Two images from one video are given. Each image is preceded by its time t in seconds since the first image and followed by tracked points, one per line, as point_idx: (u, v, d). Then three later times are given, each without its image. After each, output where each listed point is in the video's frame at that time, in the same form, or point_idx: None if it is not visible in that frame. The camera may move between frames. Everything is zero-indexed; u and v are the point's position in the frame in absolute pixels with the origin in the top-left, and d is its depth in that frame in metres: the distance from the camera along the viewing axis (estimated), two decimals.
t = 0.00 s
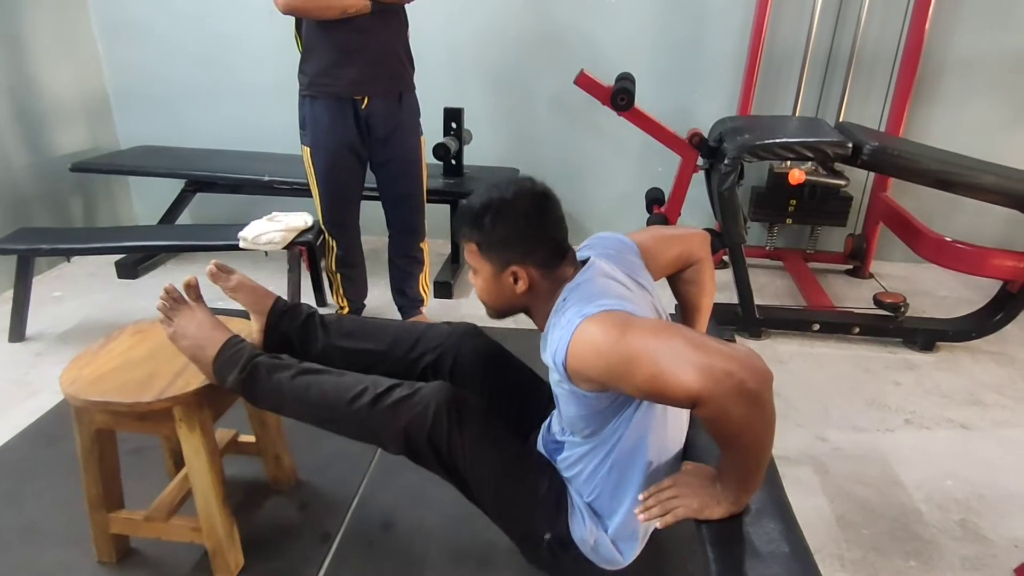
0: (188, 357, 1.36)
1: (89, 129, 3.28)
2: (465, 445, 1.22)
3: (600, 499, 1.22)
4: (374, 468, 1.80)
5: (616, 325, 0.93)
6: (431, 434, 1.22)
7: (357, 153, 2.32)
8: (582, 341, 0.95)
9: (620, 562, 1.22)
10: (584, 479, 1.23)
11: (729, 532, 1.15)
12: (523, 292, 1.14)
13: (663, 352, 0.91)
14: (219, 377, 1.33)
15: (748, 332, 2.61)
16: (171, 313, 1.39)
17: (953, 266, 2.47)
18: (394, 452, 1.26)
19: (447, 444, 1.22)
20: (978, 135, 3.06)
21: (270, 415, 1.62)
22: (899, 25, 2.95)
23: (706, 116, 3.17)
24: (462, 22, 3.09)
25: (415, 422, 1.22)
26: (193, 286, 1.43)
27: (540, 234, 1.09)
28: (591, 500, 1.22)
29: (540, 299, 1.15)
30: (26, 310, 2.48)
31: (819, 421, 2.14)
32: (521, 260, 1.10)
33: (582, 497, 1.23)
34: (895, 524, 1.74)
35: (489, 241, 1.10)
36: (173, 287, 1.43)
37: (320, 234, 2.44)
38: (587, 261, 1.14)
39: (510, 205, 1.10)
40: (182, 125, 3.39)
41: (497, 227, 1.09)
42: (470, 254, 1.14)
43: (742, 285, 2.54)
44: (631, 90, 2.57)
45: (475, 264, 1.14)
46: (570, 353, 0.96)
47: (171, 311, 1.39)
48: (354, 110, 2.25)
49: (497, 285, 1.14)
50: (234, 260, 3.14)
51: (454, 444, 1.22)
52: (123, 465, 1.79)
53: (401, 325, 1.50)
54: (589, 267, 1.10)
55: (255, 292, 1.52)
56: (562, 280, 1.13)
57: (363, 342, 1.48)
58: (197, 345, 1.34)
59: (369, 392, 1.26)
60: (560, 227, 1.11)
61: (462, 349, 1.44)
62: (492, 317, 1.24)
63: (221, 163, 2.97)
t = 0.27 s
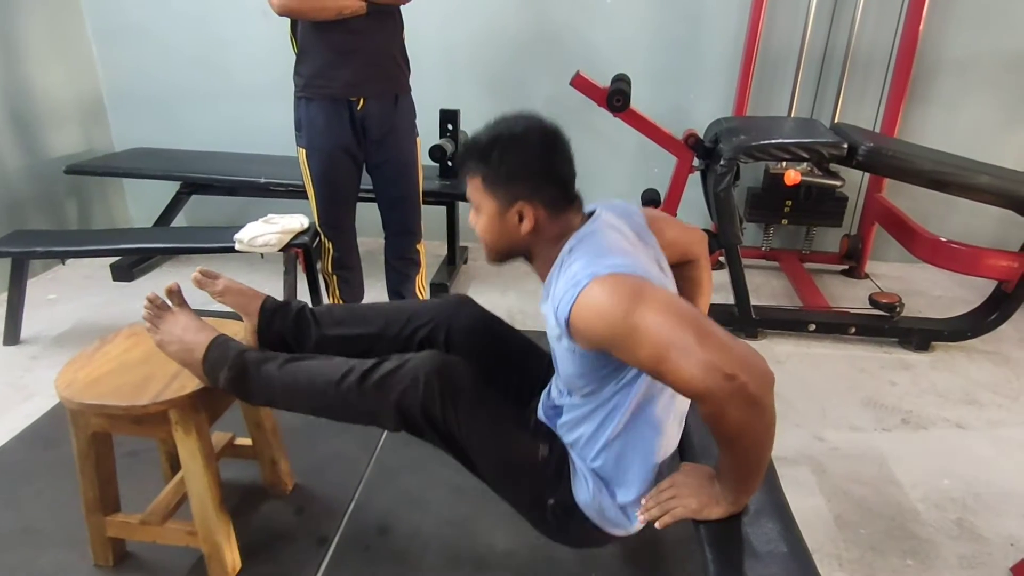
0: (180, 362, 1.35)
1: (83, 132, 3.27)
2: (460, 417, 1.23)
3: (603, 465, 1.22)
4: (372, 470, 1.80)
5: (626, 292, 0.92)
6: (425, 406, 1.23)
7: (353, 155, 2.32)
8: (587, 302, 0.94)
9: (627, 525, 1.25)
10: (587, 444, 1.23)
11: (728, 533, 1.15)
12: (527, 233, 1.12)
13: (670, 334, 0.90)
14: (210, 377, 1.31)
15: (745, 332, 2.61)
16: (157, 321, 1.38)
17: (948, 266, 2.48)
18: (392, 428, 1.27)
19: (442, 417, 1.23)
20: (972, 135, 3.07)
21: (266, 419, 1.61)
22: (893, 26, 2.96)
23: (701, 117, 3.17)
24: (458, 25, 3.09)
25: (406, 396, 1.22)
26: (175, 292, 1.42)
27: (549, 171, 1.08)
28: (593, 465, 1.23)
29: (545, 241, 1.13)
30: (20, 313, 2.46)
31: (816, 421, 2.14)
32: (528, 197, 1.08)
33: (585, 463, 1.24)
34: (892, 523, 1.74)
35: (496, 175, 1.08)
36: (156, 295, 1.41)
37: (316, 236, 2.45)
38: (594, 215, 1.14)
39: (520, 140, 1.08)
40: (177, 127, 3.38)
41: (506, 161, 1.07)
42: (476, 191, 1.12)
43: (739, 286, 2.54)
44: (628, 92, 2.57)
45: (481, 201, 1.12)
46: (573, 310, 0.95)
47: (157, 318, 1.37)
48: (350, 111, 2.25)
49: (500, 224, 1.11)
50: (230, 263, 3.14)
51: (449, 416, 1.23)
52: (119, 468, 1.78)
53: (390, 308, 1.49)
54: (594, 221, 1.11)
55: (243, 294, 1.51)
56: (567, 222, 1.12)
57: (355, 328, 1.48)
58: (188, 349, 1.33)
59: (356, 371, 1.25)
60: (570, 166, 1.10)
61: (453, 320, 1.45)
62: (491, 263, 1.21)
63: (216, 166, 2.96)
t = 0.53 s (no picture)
0: (174, 367, 1.34)
1: (78, 136, 3.26)
2: (451, 387, 1.22)
3: (605, 429, 1.21)
4: (368, 475, 1.80)
5: (637, 259, 0.93)
6: (415, 376, 1.21)
7: (349, 159, 2.32)
8: (596, 259, 0.95)
9: (634, 489, 1.24)
10: (589, 406, 1.23)
11: (725, 535, 1.16)
12: (550, 165, 1.10)
13: (671, 317, 0.91)
14: (203, 378, 1.30)
15: (741, 335, 2.62)
16: (149, 328, 1.38)
17: (942, 269, 2.49)
18: (387, 405, 1.27)
19: (433, 384, 1.21)
20: (965, 139, 3.09)
21: (263, 423, 1.61)
22: (886, 30, 2.98)
23: (697, 121, 3.18)
24: (454, 29, 3.10)
25: (395, 368, 1.21)
26: (163, 300, 1.43)
27: (580, 99, 1.07)
28: (596, 429, 1.22)
29: (566, 176, 1.12)
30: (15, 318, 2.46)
31: (812, 423, 2.15)
32: (556, 125, 1.07)
33: (587, 427, 1.23)
34: (889, 525, 1.74)
35: (525, 99, 1.06)
36: (146, 304, 1.42)
37: (312, 240, 2.44)
38: (613, 162, 1.15)
39: (553, 67, 1.07)
40: (172, 131, 3.37)
41: (537, 86, 1.06)
42: (499, 118, 1.10)
43: (735, 289, 2.55)
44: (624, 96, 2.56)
45: (504, 129, 1.10)
46: (580, 263, 0.97)
47: (148, 326, 1.37)
48: (346, 115, 2.25)
49: (524, 153, 1.09)
50: (226, 267, 3.13)
51: (439, 385, 1.21)
52: (115, 474, 1.78)
53: (382, 295, 1.49)
54: (615, 169, 1.13)
55: (235, 297, 1.50)
56: (590, 159, 1.11)
57: (346, 320, 1.48)
58: (181, 353, 1.32)
59: (345, 350, 1.26)
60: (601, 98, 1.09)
61: (443, 297, 1.47)
62: (506, 200, 1.18)
63: (212, 170, 2.96)
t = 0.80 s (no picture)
0: (167, 373, 1.34)
1: (73, 141, 3.26)
2: (439, 371, 1.22)
3: (602, 405, 1.22)
4: (365, 481, 1.79)
5: (644, 234, 0.94)
6: (403, 360, 1.22)
7: (345, 164, 2.32)
8: (603, 228, 0.97)
9: (631, 468, 1.24)
10: (588, 382, 1.25)
11: (720, 541, 1.16)
12: (577, 119, 1.12)
13: (665, 302, 0.94)
14: (195, 381, 1.30)
15: (737, 340, 2.62)
16: (139, 337, 1.39)
17: (936, 275, 2.50)
18: (379, 394, 1.27)
19: (420, 360, 1.22)
20: (958, 145, 3.11)
21: (260, 429, 1.60)
22: (880, 37, 3.00)
23: (692, 127, 3.20)
24: (451, 35, 3.10)
25: (382, 355, 1.22)
26: (155, 309, 1.44)
27: (612, 51, 1.08)
28: (592, 406, 1.24)
29: (591, 131, 1.13)
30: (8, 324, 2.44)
31: (807, 429, 2.15)
32: (587, 77, 1.08)
33: (583, 404, 1.25)
34: (885, 530, 1.75)
35: (558, 48, 1.08)
36: (137, 314, 1.43)
37: (309, 245, 2.38)
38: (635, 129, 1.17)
39: (586, 18, 1.09)
40: (168, 135, 3.37)
41: (571, 35, 1.07)
42: (528, 69, 1.12)
43: (730, 294, 2.56)
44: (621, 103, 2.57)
45: (534, 80, 1.11)
46: (589, 229, 1.00)
47: (139, 334, 1.38)
48: (342, 120, 2.25)
49: (552, 105, 1.11)
50: (221, 272, 3.13)
51: (428, 367, 1.22)
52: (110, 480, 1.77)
53: (373, 290, 1.50)
54: (636, 137, 1.14)
55: (227, 302, 1.50)
56: (617, 114, 1.13)
57: (338, 317, 1.49)
58: (172, 358, 1.32)
59: (333, 341, 1.27)
60: (632, 51, 1.10)
61: (434, 288, 1.47)
62: (528, 156, 1.20)
63: (208, 175, 2.96)
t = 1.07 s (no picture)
0: (161, 379, 1.33)
1: (69, 145, 3.26)
2: (430, 362, 1.25)
3: (598, 391, 1.22)
4: (360, 485, 1.79)
5: (650, 224, 0.95)
6: (392, 354, 1.24)
7: (342, 169, 2.32)
8: (611, 214, 0.98)
9: (628, 454, 1.23)
10: (585, 367, 1.25)
11: (714, 547, 1.16)
12: (595, 88, 1.11)
13: (658, 297, 0.95)
14: (188, 385, 1.30)
15: (732, 345, 2.63)
16: (131, 343, 1.38)
17: (929, 281, 2.51)
18: (370, 390, 1.29)
19: (410, 357, 1.25)
20: (952, 151, 3.13)
21: (255, 433, 1.60)
22: (874, 44, 3.01)
23: (687, 132, 3.21)
24: (447, 41, 3.11)
25: (371, 350, 1.24)
26: (147, 315, 1.43)
27: (629, 16, 1.08)
28: (587, 392, 1.24)
29: (608, 100, 1.13)
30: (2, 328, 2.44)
31: (802, 434, 2.16)
32: (605, 43, 1.07)
33: (577, 391, 1.25)
34: (879, 535, 1.75)
35: (575, 16, 1.07)
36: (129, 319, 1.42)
37: (304, 249, 2.41)
38: (649, 110, 1.17)
39: None
40: (164, 140, 3.37)
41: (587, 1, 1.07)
42: (544, 40, 1.11)
43: (725, 299, 2.56)
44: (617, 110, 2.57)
45: (550, 51, 1.10)
46: (597, 212, 1.00)
47: (131, 341, 1.37)
48: (339, 126, 2.26)
49: (570, 73, 1.10)
50: (217, 276, 3.12)
51: (418, 360, 1.25)
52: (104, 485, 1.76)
53: (365, 289, 1.51)
54: (650, 122, 1.15)
55: (221, 307, 1.50)
56: (633, 83, 1.13)
57: (330, 317, 1.49)
58: (166, 363, 1.32)
59: (322, 339, 1.27)
60: (647, 18, 1.10)
61: (424, 284, 1.48)
62: (544, 130, 1.19)
63: (204, 179, 2.96)
